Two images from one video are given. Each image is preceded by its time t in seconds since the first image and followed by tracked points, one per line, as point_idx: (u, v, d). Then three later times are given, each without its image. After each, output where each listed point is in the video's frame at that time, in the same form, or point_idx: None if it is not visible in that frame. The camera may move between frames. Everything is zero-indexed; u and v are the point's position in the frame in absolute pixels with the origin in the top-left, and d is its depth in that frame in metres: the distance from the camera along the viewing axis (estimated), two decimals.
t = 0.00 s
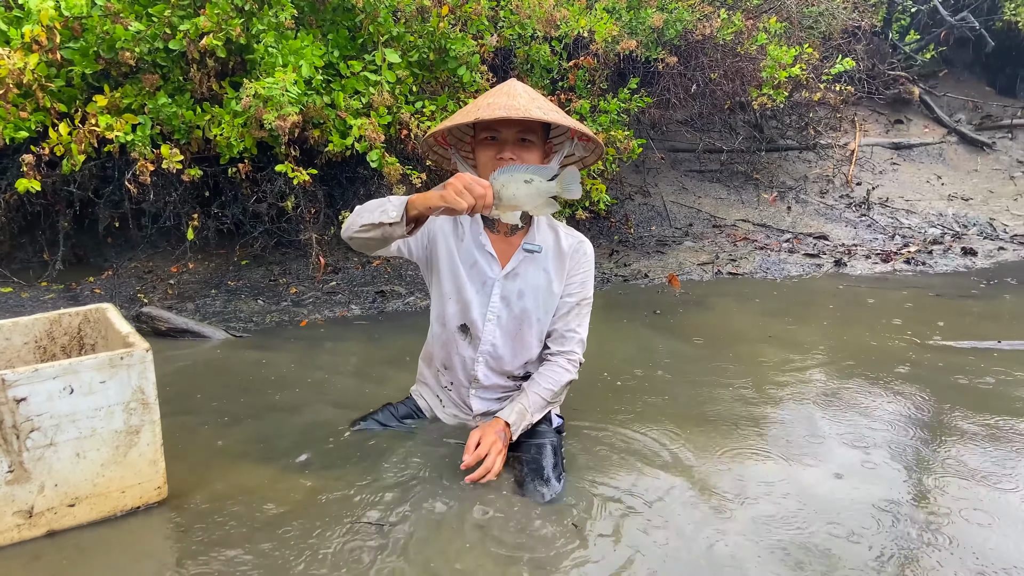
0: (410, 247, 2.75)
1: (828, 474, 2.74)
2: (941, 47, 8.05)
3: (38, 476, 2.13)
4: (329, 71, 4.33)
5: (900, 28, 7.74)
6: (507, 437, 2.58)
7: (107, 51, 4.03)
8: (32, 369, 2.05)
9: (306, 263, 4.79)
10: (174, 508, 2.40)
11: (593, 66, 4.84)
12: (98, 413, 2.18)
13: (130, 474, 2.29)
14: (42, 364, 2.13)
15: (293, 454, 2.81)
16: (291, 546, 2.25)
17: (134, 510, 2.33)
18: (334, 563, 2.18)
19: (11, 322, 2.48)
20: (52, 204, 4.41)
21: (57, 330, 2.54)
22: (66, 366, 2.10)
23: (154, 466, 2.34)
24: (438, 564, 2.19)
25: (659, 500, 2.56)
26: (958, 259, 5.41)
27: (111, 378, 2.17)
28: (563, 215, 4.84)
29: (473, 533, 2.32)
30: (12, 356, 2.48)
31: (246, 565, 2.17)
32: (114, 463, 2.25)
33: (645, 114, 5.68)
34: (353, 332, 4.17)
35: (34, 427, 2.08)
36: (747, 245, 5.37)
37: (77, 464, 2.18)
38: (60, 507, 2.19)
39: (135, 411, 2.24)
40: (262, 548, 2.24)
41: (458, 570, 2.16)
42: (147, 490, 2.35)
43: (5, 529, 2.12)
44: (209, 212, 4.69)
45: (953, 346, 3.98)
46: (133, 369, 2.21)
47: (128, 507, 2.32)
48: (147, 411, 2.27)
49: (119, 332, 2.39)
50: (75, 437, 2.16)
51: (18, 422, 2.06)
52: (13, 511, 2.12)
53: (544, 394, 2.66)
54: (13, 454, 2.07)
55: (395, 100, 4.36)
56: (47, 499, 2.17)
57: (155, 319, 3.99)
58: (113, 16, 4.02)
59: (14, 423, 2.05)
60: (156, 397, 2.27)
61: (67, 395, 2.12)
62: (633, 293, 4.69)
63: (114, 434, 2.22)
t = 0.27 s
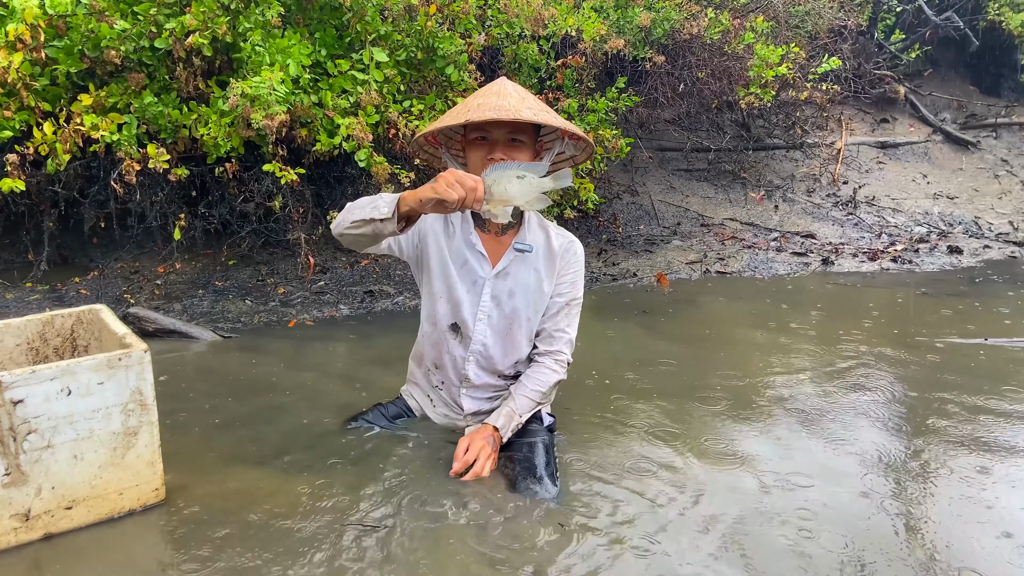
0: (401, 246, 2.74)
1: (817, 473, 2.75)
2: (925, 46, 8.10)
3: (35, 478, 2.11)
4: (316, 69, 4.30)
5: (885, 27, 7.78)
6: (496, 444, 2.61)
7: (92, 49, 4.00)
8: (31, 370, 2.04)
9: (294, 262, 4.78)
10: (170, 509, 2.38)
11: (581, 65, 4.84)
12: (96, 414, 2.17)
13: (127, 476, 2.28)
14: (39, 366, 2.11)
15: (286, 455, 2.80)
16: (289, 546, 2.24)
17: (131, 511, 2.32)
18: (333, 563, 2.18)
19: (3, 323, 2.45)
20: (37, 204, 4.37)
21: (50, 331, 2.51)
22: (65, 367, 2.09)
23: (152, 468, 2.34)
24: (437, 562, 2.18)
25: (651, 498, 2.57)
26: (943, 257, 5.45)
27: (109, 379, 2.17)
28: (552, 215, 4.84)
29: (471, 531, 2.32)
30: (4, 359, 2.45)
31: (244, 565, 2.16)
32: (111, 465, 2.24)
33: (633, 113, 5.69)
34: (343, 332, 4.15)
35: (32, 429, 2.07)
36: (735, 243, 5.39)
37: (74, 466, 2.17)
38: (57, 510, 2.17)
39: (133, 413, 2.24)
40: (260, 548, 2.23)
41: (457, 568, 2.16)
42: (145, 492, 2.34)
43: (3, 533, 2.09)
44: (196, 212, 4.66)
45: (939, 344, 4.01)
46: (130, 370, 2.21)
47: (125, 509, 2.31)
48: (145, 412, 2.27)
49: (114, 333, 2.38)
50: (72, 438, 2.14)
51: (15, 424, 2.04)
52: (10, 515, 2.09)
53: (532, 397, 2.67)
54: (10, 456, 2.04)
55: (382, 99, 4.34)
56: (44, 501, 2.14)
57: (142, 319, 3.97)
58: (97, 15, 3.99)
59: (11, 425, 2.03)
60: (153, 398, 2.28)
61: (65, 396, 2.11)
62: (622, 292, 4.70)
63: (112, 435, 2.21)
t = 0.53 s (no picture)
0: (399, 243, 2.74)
1: (815, 471, 2.75)
2: (919, 45, 8.11)
3: (39, 478, 2.10)
4: (310, 67, 4.28)
5: (879, 26, 7.80)
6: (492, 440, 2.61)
7: (85, 47, 3.98)
8: (34, 369, 2.02)
9: (289, 261, 4.76)
10: (173, 508, 2.37)
11: (576, 63, 4.84)
12: (100, 413, 2.15)
13: (132, 474, 2.27)
14: (42, 364, 2.10)
15: (285, 453, 2.80)
16: (291, 545, 2.23)
17: (137, 509, 2.31)
18: (336, 561, 2.17)
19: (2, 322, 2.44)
20: (29, 203, 4.35)
21: (49, 330, 2.51)
22: (68, 365, 2.07)
23: (157, 466, 2.32)
24: (441, 559, 2.18)
25: (651, 495, 2.57)
26: (937, 255, 5.47)
27: (113, 377, 2.15)
28: (546, 213, 4.84)
29: (474, 529, 2.32)
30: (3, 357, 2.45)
31: (247, 564, 2.15)
32: (116, 463, 2.22)
33: (627, 111, 5.69)
34: (338, 331, 4.15)
35: (36, 428, 2.05)
36: (729, 242, 5.40)
37: (79, 464, 2.16)
38: (62, 509, 2.16)
39: (137, 411, 2.22)
40: (263, 547, 2.22)
41: (461, 566, 2.15)
42: (150, 490, 2.33)
43: (7, 532, 2.08)
44: (190, 210, 4.65)
45: (934, 342, 4.02)
46: (135, 367, 2.19)
47: (131, 508, 2.29)
48: (149, 410, 2.25)
49: (116, 330, 2.36)
50: (77, 438, 2.13)
51: (18, 423, 2.03)
52: (14, 514, 2.08)
53: (528, 394, 2.67)
54: (14, 456, 2.03)
55: (377, 97, 4.33)
56: (49, 500, 2.14)
57: (137, 318, 3.95)
58: (90, 12, 3.97)
59: (15, 425, 2.02)
60: (158, 395, 2.26)
61: (69, 395, 2.09)
62: (617, 290, 4.70)
63: (116, 434, 2.20)
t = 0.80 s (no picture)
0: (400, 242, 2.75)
1: (816, 469, 2.76)
2: (918, 44, 8.12)
3: (51, 476, 2.12)
4: (310, 66, 4.28)
5: (878, 25, 7.80)
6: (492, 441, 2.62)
7: (84, 46, 3.99)
8: (46, 367, 2.05)
9: (288, 260, 4.77)
10: (180, 505, 2.38)
11: (575, 62, 4.85)
12: (113, 410, 2.18)
13: (144, 472, 2.29)
14: (55, 363, 2.12)
15: (288, 451, 2.80)
16: (297, 542, 2.24)
17: (148, 507, 2.33)
18: (342, 557, 2.18)
19: (10, 321, 2.46)
20: (29, 202, 4.36)
21: (56, 328, 2.51)
22: (81, 363, 2.10)
23: (168, 463, 2.34)
24: (447, 556, 2.19)
25: (652, 493, 2.57)
26: (936, 254, 5.47)
27: (125, 375, 2.17)
28: (546, 212, 4.84)
29: (479, 525, 2.33)
30: (11, 356, 2.46)
31: (255, 560, 2.16)
32: (128, 461, 2.25)
33: (627, 111, 5.69)
34: (339, 330, 4.15)
35: (48, 426, 2.08)
36: (728, 241, 5.40)
37: (91, 462, 2.18)
38: (74, 507, 2.18)
39: (149, 408, 2.24)
40: (270, 544, 2.24)
41: (467, 562, 2.16)
42: (161, 488, 2.34)
43: (20, 531, 2.10)
44: (190, 210, 4.65)
45: (934, 341, 4.03)
46: (147, 365, 2.21)
47: (143, 505, 2.31)
48: (161, 407, 2.27)
49: (126, 329, 2.38)
50: (88, 435, 2.15)
51: (31, 421, 2.05)
52: (27, 512, 2.10)
53: (529, 393, 2.68)
54: (27, 454, 2.06)
55: (377, 95, 4.33)
56: (61, 498, 2.15)
57: (139, 317, 3.97)
58: (90, 11, 3.98)
59: (28, 423, 2.04)
60: (169, 393, 2.28)
61: (82, 392, 2.12)
62: (617, 289, 4.71)
63: (129, 431, 2.22)
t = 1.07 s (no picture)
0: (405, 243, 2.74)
1: (823, 463, 2.76)
2: (924, 44, 8.11)
3: (73, 473, 2.13)
4: (317, 66, 4.30)
5: (884, 25, 7.78)
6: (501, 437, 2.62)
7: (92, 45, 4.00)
8: (68, 365, 2.05)
9: (295, 259, 4.78)
10: (195, 503, 2.39)
11: (582, 62, 4.85)
12: (133, 408, 2.19)
13: (164, 469, 2.30)
14: (76, 361, 2.13)
15: (299, 450, 2.81)
16: (312, 540, 2.25)
17: (168, 503, 2.35)
18: (357, 555, 2.19)
19: (27, 319, 2.47)
20: (37, 201, 4.37)
21: (73, 326, 2.53)
22: (102, 361, 2.11)
23: (187, 460, 2.36)
24: (461, 554, 2.20)
25: (659, 488, 2.58)
26: (943, 254, 5.47)
27: (145, 372, 2.18)
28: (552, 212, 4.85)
29: (492, 523, 2.34)
30: (28, 355, 2.48)
31: (270, 558, 2.17)
32: (148, 458, 2.26)
33: (633, 110, 5.69)
34: (347, 329, 4.16)
35: (70, 423, 2.09)
36: (734, 241, 5.40)
37: (112, 459, 2.19)
38: (95, 504, 2.20)
39: (169, 405, 2.25)
40: (287, 541, 2.25)
41: (481, 560, 2.17)
42: (181, 484, 2.37)
43: (41, 528, 2.12)
44: (197, 209, 4.66)
45: (941, 341, 4.03)
46: (167, 363, 2.21)
47: (162, 502, 2.33)
48: (180, 404, 2.28)
49: (144, 327, 2.38)
50: (110, 433, 2.16)
51: (54, 419, 2.06)
52: (49, 509, 2.12)
53: (536, 390, 2.68)
54: (49, 452, 2.07)
55: (383, 95, 4.34)
56: (83, 495, 2.17)
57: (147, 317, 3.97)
58: (98, 10, 3.99)
59: (50, 420, 2.05)
60: (189, 390, 2.29)
61: (103, 390, 2.12)
62: (623, 289, 4.71)
63: (149, 429, 2.23)
